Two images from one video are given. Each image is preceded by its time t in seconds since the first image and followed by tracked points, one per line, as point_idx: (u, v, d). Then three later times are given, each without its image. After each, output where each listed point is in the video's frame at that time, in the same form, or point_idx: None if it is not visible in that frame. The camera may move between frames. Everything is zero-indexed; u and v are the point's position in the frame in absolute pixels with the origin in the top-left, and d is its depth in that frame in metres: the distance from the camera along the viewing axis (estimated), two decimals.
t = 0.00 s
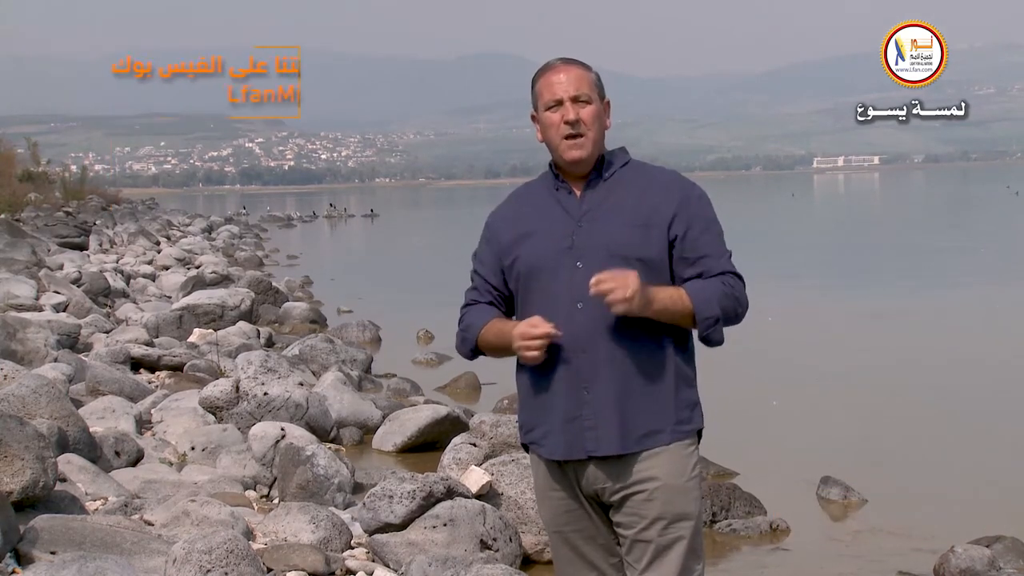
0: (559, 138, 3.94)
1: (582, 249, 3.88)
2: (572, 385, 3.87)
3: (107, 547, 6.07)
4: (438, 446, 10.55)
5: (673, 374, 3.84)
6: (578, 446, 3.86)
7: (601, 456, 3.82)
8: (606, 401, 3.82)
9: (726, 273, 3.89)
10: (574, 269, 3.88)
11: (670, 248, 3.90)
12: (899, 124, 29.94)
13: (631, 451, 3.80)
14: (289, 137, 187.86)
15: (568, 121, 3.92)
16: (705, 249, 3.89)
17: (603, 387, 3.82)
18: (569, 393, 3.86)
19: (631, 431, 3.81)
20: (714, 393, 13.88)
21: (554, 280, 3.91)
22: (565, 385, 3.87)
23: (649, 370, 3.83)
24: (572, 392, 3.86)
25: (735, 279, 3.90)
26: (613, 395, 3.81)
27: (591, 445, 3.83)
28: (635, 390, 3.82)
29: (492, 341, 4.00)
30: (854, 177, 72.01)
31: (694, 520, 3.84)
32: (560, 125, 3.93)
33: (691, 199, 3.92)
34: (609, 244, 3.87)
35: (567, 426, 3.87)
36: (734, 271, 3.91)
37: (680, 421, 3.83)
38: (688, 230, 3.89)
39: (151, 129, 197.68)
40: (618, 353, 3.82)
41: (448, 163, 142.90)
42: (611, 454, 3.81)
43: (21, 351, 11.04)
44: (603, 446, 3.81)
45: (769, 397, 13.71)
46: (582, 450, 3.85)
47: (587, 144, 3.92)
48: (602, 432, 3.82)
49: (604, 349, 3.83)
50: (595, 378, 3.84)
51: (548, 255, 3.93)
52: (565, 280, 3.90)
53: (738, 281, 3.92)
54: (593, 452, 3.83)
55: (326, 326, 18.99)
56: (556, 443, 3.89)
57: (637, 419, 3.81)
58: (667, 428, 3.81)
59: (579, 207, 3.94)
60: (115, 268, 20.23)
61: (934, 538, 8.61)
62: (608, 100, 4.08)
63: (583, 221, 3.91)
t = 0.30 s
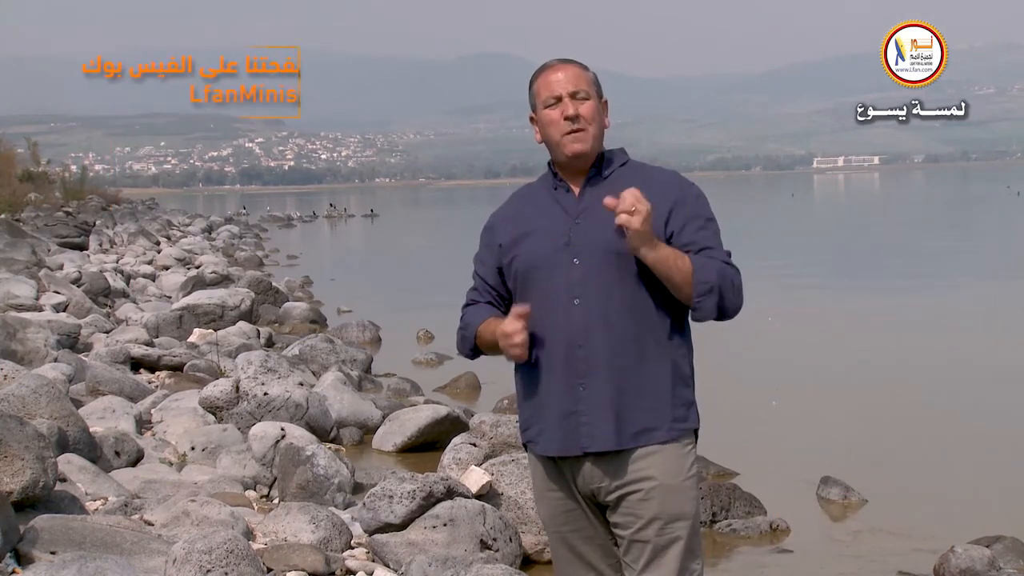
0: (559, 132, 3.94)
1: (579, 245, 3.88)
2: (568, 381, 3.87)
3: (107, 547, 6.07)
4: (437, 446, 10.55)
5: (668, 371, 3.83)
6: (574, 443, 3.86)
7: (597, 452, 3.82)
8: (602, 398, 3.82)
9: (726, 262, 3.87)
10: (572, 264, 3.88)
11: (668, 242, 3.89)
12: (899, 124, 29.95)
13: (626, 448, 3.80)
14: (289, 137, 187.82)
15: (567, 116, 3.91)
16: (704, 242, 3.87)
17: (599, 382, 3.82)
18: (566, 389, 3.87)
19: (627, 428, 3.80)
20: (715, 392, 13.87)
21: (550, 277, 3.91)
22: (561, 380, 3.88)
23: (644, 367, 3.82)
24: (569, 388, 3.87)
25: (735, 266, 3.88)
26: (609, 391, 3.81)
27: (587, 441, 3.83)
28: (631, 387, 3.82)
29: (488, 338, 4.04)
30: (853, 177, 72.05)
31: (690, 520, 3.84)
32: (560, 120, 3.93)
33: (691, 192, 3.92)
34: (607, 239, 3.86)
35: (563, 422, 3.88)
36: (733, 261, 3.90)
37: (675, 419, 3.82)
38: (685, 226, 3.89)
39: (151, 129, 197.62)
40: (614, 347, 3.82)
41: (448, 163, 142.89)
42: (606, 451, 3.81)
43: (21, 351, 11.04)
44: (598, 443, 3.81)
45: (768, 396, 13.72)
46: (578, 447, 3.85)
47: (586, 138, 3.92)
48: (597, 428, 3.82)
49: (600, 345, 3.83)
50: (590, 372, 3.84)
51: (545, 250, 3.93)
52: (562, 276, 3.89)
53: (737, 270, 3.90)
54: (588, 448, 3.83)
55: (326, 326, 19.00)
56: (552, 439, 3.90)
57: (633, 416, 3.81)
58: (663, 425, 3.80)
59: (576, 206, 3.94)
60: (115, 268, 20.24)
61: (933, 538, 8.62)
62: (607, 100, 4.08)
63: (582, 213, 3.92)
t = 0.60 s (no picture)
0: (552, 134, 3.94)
1: (578, 247, 3.88)
2: (567, 379, 3.87)
3: (107, 547, 6.07)
4: (437, 446, 10.55)
5: (667, 370, 3.83)
6: (573, 443, 3.86)
7: (597, 452, 3.82)
8: (601, 397, 3.82)
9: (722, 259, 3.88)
10: (570, 265, 3.88)
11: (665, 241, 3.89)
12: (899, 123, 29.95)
13: (626, 448, 3.80)
14: (289, 136, 187.82)
15: (561, 124, 3.91)
16: (701, 240, 3.88)
17: (598, 380, 3.82)
18: (565, 388, 3.87)
19: (627, 428, 3.81)
20: (715, 392, 13.87)
21: (548, 277, 3.91)
22: (560, 378, 3.88)
23: (643, 367, 3.82)
24: (568, 387, 3.87)
25: (730, 264, 3.89)
26: (609, 389, 3.81)
27: (587, 441, 3.83)
28: (629, 385, 3.81)
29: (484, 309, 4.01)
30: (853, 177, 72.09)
31: (689, 520, 3.84)
32: (554, 127, 3.92)
33: (687, 189, 3.93)
34: (606, 240, 3.87)
35: (563, 422, 3.87)
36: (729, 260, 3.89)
37: (674, 419, 3.82)
38: (681, 223, 3.89)
39: (151, 129, 197.63)
40: (613, 346, 3.82)
41: (448, 164, 142.90)
42: (606, 451, 3.81)
43: (21, 351, 11.04)
44: (598, 443, 3.81)
45: (768, 397, 13.72)
46: (578, 447, 3.85)
47: (581, 141, 3.92)
48: (597, 429, 3.81)
49: (599, 344, 3.83)
50: (589, 369, 3.84)
51: (542, 247, 3.93)
52: (560, 276, 3.89)
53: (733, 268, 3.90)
54: (588, 448, 3.83)
55: (326, 326, 19.00)
56: (552, 439, 3.89)
57: (632, 415, 3.81)
58: (662, 425, 3.80)
59: (575, 206, 3.95)
60: (115, 268, 20.23)
61: (935, 538, 8.61)
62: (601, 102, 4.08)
63: (579, 212, 3.93)
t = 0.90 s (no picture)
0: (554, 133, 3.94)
1: (582, 248, 3.88)
2: (573, 381, 3.86)
3: (107, 547, 6.07)
4: (438, 446, 10.55)
5: (670, 370, 3.85)
6: (579, 444, 3.85)
7: (603, 453, 3.82)
8: (607, 398, 3.82)
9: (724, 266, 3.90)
10: (575, 266, 3.88)
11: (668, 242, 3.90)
12: (898, 123, 29.95)
13: (632, 448, 3.80)
14: (289, 136, 187.79)
15: (563, 124, 3.91)
16: (702, 244, 3.90)
17: (605, 381, 3.82)
18: (571, 389, 3.86)
19: (634, 428, 3.81)
20: (715, 392, 13.88)
21: (551, 278, 3.90)
22: (565, 381, 3.87)
23: (648, 367, 3.83)
24: (574, 389, 3.86)
25: (731, 271, 3.91)
26: (616, 390, 3.81)
27: (593, 442, 3.83)
28: (634, 387, 3.82)
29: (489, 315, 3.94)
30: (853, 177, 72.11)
31: (694, 520, 3.85)
32: (555, 127, 3.93)
33: (689, 193, 3.94)
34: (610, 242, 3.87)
35: (568, 424, 3.87)
36: (731, 265, 3.92)
37: (680, 418, 3.84)
38: (685, 227, 3.90)
39: (151, 130, 197.61)
40: (618, 348, 3.82)
41: (448, 164, 142.89)
42: (612, 451, 3.81)
43: (21, 351, 11.04)
44: (605, 443, 3.81)
45: (768, 396, 13.72)
46: (584, 448, 3.84)
47: (583, 142, 3.92)
48: (603, 430, 3.82)
49: (605, 346, 3.83)
50: (595, 371, 3.84)
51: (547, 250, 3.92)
52: (564, 276, 3.88)
53: (734, 275, 3.93)
54: (595, 449, 3.83)
55: (326, 326, 18.99)
56: (557, 440, 3.88)
57: (637, 416, 3.81)
58: (669, 425, 3.82)
59: (577, 207, 3.95)
60: (115, 268, 20.23)
61: (933, 538, 8.62)
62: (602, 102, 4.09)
63: (582, 215, 3.92)
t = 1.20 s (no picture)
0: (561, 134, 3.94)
1: (584, 248, 3.88)
2: (575, 381, 3.86)
3: (107, 547, 6.07)
4: (438, 446, 10.55)
5: (673, 371, 3.85)
6: (581, 444, 3.85)
7: (605, 452, 3.82)
8: (609, 398, 3.82)
9: (725, 273, 3.91)
10: (577, 267, 3.88)
11: (669, 243, 3.90)
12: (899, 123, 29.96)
13: (634, 448, 3.80)
14: (290, 136, 187.72)
15: (568, 122, 3.91)
16: (704, 246, 3.91)
17: (607, 382, 3.82)
18: (573, 389, 3.86)
19: (635, 429, 3.81)
20: (715, 392, 13.88)
21: (553, 277, 3.89)
22: (567, 381, 3.87)
23: (649, 367, 3.84)
24: (576, 389, 3.86)
25: (733, 279, 3.92)
26: (618, 390, 3.81)
27: (595, 443, 3.83)
28: (637, 387, 3.82)
29: (490, 328, 3.94)
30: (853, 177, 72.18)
31: (695, 520, 3.85)
32: (559, 125, 3.93)
33: (691, 196, 3.94)
34: (611, 241, 3.87)
35: (569, 423, 3.87)
36: (732, 272, 3.94)
37: (681, 418, 3.84)
38: (687, 229, 3.91)
39: (151, 129, 197.63)
40: (621, 349, 3.82)
41: (448, 164, 142.92)
42: (615, 451, 3.81)
43: (21, 351, 11.04)
44: (607, 443, 3.81)
45: (768, 396, 13.73)
46: (586, 448, 3.84)
47: (588, 142, 3.93)
48: (606, 429, 3.81)
49: (607, 346, 3.83)
50: (598, 371, 3.84)
51: (550, 250, 3.91)
52: (566, 276, 3.88)
53: (736, 281, 3.94)
54: (596, 449, 3.83)
55: (326, 326, 19.00)
56: (559, 440, 3.88)
57: (639, 416, 3.82)
58: (670, 425, 3.82)
59: (579, 206, 3.94)
60: (115, 268, 20.23)
61: (931, 538, 8.62)
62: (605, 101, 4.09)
63: (585, 217, 3.92)
